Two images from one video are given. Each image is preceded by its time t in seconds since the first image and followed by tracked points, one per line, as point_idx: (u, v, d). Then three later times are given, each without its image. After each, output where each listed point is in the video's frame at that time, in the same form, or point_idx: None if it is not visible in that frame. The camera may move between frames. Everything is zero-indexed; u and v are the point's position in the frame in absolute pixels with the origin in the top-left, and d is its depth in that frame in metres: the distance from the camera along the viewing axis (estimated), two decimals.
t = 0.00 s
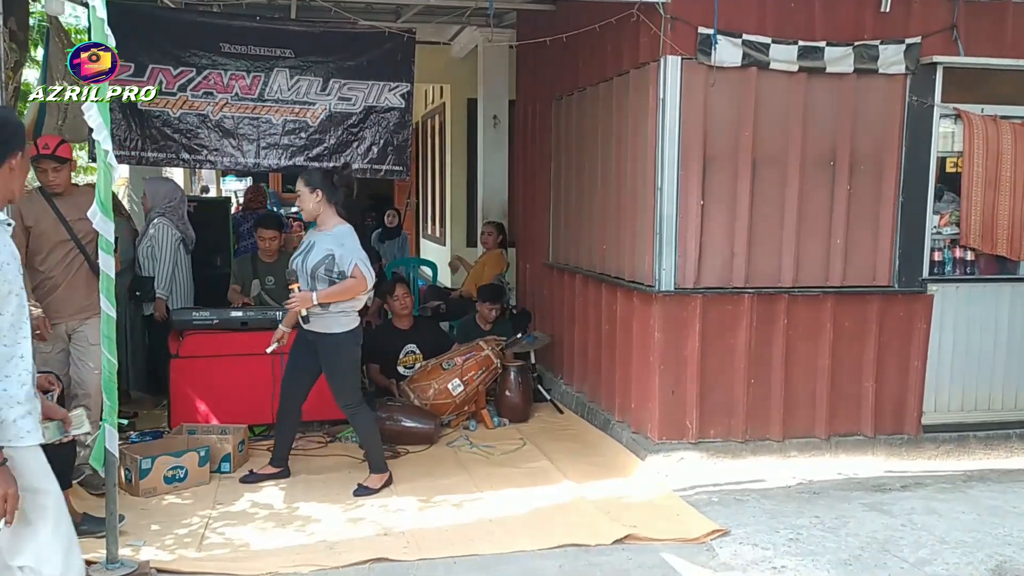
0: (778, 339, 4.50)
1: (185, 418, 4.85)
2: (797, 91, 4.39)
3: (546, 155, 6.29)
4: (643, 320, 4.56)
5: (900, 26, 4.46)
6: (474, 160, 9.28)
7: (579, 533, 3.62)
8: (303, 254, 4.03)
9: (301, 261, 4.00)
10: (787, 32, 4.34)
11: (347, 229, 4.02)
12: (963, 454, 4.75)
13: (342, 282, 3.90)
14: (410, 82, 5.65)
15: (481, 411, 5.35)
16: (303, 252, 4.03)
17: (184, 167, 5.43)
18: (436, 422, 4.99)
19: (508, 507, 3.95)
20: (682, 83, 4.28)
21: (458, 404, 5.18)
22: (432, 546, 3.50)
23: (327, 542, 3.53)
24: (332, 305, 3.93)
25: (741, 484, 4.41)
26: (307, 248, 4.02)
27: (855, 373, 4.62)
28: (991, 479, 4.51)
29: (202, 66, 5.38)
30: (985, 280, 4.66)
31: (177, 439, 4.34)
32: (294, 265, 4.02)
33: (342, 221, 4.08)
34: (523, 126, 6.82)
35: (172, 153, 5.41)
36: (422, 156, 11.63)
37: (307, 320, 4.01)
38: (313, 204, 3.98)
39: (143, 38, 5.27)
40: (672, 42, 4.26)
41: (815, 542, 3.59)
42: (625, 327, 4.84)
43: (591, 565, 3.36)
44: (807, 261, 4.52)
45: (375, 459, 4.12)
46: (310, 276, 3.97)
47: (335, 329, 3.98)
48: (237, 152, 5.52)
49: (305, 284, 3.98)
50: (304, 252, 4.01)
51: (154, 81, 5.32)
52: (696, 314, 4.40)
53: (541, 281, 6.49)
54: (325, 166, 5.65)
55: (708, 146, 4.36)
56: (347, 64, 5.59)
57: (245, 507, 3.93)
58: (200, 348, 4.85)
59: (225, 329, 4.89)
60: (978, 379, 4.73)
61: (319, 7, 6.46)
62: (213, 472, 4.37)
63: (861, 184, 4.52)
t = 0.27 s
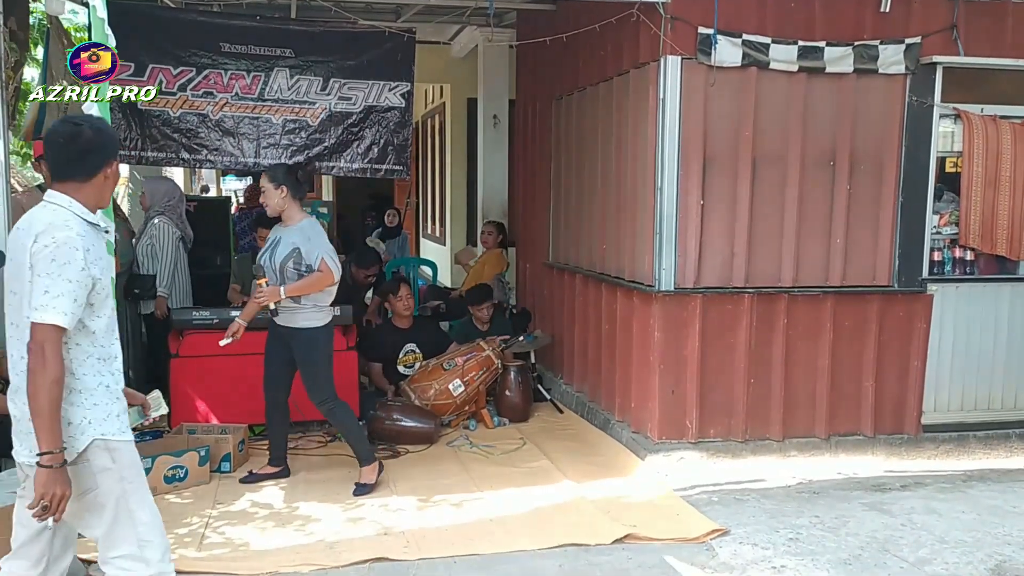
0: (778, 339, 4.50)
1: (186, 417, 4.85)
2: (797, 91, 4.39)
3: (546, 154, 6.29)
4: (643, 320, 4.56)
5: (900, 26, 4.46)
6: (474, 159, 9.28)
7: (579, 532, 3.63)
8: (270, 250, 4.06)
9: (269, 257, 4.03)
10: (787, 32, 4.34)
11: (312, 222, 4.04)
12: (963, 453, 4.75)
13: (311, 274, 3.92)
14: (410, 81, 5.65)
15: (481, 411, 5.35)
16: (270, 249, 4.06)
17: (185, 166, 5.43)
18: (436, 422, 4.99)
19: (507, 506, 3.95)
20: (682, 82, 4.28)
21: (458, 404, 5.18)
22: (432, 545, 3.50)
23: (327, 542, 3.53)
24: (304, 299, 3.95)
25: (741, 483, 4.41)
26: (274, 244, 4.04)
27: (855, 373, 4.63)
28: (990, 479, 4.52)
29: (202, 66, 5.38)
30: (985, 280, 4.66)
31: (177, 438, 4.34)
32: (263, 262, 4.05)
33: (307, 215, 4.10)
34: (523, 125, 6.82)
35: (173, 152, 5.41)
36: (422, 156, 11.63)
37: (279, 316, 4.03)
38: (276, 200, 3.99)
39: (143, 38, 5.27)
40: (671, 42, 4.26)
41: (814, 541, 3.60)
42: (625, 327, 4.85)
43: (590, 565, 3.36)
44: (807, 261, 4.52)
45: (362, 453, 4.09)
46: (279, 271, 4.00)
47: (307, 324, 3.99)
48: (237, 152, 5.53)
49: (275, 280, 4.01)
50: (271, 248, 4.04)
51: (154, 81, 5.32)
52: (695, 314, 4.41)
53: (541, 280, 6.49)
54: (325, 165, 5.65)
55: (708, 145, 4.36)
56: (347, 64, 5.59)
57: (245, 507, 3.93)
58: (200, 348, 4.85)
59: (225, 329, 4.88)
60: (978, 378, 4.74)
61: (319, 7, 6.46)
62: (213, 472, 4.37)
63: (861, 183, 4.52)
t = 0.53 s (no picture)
0: (777, 338, 4.51)
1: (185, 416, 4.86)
2: (797, 90, 4.40)
3: (546, 154, 6.29)
4: (643, 320, 4.57)
5: (899, 26, 4.47)
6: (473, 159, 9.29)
7: (578, 531, 3.63)
8: (244, 252, 4.03)
9: (244, 258, 4.00)
10: (786, 31, 4.35)
11: (280, 216, 4.01)
12: (962, 452, 4.76)
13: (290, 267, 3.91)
14: (410, 81, 5.65)
15: (480, 410, 5.36)
16: (244, 250, 4.03)
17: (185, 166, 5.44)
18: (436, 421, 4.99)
19: (507, 505, 3.96)
20: (682, 81, 4.29)
21: (458, 403, 5.19)
22: (431, 544, 3.51)
23: (327, 540, 3.54)
24: (289, 293, 3.96)
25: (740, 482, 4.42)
26: (247, 245, 4.01)
27: (854, 373, 4.63)
28: (989, 478, 4.53)
29: (201, 65, 5.38)
30: (984, 279, 4.67)
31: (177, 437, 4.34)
32: (238, 264, 4.03)
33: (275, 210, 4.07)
34: (523, 125, 6.82)
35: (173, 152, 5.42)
36: (421, 156, 11.63)
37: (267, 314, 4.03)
38: (242, 201, 3.95)
39: (143, 38, 5.27)
40: (671, 42, 4.26)
41: (813, 540, 3.60)
42: (624, 326, 4.85)
43: (590, 564, 3.36)
44: (806, 260, 4.53)
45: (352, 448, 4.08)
46: (257, 271, 3.98)
47: (297, 318, 4.00)
48: (238, 151, 5.55)
49: (254, 280, 3.99)
50: (245, 250, 4.01)
51: (153, 80, 5.33)
52: (694, 313, 4.42)
53: (540, 280, 6.49)
54: (324, 165, 5.65)
55: (707, 145, 4.37)
56: (347, 63, 5.59)
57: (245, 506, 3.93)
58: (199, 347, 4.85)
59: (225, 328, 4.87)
60: (977, 378, 4.74)
61: (318, 6, 6.46)
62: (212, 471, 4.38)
63: (860, 182, 4.53)
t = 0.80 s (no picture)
0: (776, 338, 4.52)
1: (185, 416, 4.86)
2: (796, 90, 4.40)
3: (545, 153, 6.29)
4: (642, 320, 4.58)
5: (898, 26, 4.47)
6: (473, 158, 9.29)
7: (578, 531, 3.64)
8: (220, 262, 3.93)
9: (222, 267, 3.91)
10: (785, 31, 4.35)
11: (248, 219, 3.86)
12: (961, 452, 4.77)
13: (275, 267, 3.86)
14: (409, 80, 5.65)
15: (480, 409, 5.37)
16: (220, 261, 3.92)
17: (185, 165, 5.45)
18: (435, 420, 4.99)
19: (506, 505, 3.96)
20: (681, 81, 4.29)
21: (458, 402, 5.19)
22: (430, 544, 3.51)
23: (326, 540, 3.54)
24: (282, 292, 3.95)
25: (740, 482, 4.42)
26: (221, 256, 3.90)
27: (853, 373, 4.64)
28: (988, 478, 4.53)
29: (201, 65, 5.39)
30: (982, 279, 4.68)
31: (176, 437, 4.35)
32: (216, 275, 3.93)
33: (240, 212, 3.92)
34: (522, 124, 6.82)
35: (174, 152, 5.43)
36: (421, 155, 11.63)
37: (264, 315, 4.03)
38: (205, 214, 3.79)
39: (144, 38, 5.27)
40: (670, 41, 4.26)
41: (812, 540, 3.61)
42: (624, 326, 4.86)
43: (589, 563, 3.37)
44: (805, 259, 4.53)
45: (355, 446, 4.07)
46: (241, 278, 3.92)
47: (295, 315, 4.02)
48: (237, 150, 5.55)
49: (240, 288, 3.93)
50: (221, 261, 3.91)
51: (153, 80, 5.33)
52: (693, 313, 4.42)
53: (540, 279, 6.50)
54: (324, 164, 5.65)
55: (706, 144, 4.37)
56: (347, 63, 5.59)
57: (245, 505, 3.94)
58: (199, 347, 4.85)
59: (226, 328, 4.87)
60: (976, 377, 4.75)
61: (318, 6, 6.47)
62: (213, 470, 4.39)
63: (859, 182, 4.53)
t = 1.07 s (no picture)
0: (774, 337, 4.52)
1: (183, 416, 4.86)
2: (795, 89, 4.40)
3: (544, 152, 6.29)
4: (641, 319, 4.58)
5: (897, 25, 4.47)
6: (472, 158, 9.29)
7: (576, 530, 3.64)
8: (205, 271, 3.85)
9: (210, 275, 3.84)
10: (784, 30, 4.35)
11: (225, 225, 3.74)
12: (960, 451, 4.77)
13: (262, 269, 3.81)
14: (408, 80, 5.65)
15: (479, 409, 5.36)
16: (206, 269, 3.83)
17: (184, 165, 5.44)
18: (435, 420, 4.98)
19: (505, 504, 3.96)
20: (680, 80, 4.29)
21: (457, 402, 5.18)
22: (430, 543, 3.51)
23: (325, 539, 3.54)
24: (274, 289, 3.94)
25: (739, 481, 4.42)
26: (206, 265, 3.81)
27: (852, 372, 4.64)
28: (987, 477, 4.53)
29: (200, 64, 5.38)
30: (981, 278, 4.68)
31: (175, 436, 4.34)
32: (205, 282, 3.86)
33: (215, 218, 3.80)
34: (522, 123, 6.82)
35: (173, 151, 5.43)
36: (421, 154, 11.63)
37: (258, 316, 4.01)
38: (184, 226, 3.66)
39: (143, 37, 5.27)
40: (669, 40, 4.26)
41: (811, 539, 3.61)
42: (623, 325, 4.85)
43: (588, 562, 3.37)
44: (804, 259, 4.53)
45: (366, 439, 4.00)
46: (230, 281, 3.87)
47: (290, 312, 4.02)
48: (236, 150, 5.54)
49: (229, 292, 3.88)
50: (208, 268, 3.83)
51: (152, 79, 5.33)
52: (692, 312, 4.42)
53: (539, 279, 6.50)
54: (323, 164, 5.65)
55: (705, 144, 4.37)
56: (346, 62, 5.59)
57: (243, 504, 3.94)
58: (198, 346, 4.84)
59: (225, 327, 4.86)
60: (975, 376, 4.75)
61: (318, 5, 6.46)
62: (212, 470, 4.38)
63: (858, 181, 4.53)
